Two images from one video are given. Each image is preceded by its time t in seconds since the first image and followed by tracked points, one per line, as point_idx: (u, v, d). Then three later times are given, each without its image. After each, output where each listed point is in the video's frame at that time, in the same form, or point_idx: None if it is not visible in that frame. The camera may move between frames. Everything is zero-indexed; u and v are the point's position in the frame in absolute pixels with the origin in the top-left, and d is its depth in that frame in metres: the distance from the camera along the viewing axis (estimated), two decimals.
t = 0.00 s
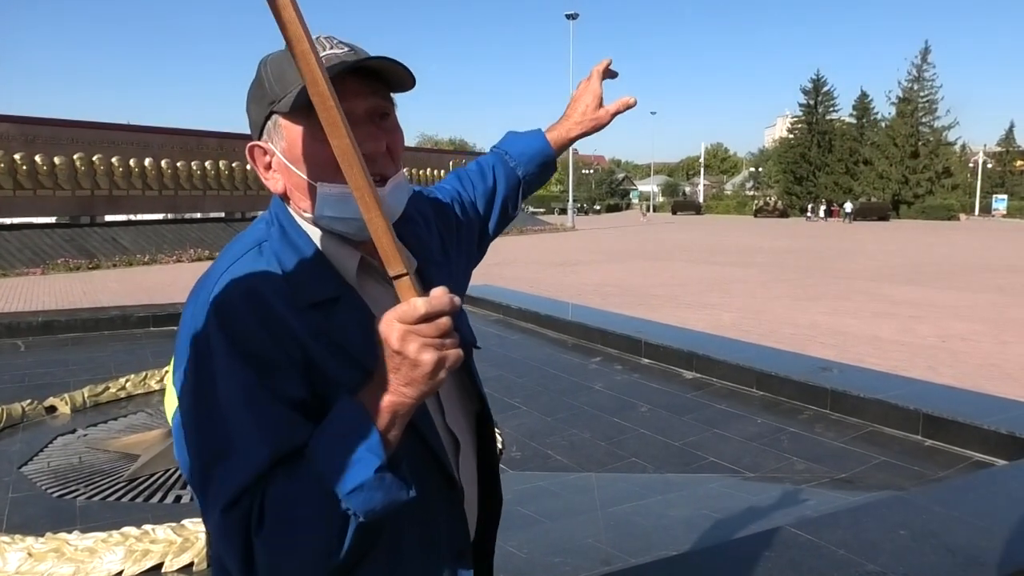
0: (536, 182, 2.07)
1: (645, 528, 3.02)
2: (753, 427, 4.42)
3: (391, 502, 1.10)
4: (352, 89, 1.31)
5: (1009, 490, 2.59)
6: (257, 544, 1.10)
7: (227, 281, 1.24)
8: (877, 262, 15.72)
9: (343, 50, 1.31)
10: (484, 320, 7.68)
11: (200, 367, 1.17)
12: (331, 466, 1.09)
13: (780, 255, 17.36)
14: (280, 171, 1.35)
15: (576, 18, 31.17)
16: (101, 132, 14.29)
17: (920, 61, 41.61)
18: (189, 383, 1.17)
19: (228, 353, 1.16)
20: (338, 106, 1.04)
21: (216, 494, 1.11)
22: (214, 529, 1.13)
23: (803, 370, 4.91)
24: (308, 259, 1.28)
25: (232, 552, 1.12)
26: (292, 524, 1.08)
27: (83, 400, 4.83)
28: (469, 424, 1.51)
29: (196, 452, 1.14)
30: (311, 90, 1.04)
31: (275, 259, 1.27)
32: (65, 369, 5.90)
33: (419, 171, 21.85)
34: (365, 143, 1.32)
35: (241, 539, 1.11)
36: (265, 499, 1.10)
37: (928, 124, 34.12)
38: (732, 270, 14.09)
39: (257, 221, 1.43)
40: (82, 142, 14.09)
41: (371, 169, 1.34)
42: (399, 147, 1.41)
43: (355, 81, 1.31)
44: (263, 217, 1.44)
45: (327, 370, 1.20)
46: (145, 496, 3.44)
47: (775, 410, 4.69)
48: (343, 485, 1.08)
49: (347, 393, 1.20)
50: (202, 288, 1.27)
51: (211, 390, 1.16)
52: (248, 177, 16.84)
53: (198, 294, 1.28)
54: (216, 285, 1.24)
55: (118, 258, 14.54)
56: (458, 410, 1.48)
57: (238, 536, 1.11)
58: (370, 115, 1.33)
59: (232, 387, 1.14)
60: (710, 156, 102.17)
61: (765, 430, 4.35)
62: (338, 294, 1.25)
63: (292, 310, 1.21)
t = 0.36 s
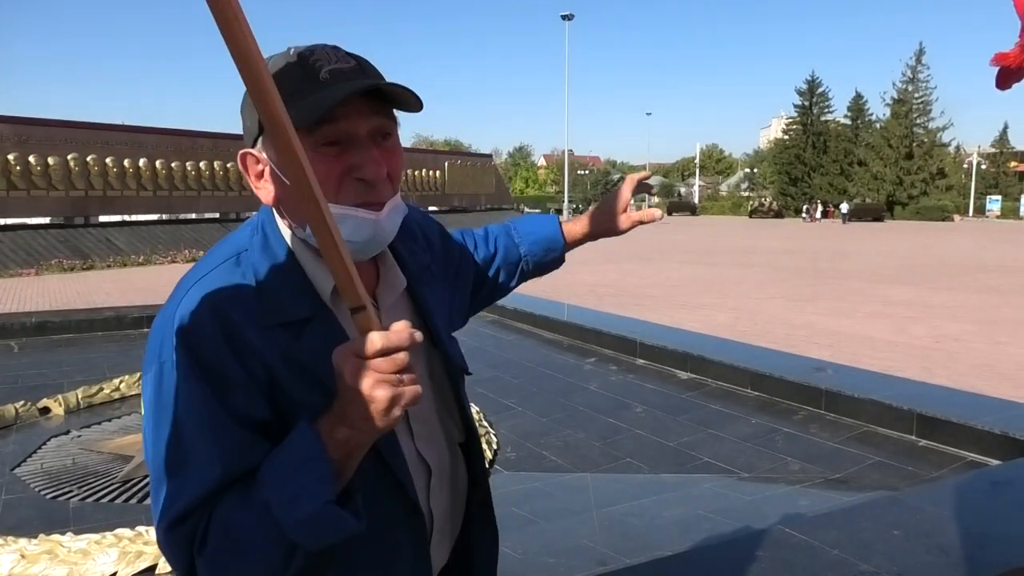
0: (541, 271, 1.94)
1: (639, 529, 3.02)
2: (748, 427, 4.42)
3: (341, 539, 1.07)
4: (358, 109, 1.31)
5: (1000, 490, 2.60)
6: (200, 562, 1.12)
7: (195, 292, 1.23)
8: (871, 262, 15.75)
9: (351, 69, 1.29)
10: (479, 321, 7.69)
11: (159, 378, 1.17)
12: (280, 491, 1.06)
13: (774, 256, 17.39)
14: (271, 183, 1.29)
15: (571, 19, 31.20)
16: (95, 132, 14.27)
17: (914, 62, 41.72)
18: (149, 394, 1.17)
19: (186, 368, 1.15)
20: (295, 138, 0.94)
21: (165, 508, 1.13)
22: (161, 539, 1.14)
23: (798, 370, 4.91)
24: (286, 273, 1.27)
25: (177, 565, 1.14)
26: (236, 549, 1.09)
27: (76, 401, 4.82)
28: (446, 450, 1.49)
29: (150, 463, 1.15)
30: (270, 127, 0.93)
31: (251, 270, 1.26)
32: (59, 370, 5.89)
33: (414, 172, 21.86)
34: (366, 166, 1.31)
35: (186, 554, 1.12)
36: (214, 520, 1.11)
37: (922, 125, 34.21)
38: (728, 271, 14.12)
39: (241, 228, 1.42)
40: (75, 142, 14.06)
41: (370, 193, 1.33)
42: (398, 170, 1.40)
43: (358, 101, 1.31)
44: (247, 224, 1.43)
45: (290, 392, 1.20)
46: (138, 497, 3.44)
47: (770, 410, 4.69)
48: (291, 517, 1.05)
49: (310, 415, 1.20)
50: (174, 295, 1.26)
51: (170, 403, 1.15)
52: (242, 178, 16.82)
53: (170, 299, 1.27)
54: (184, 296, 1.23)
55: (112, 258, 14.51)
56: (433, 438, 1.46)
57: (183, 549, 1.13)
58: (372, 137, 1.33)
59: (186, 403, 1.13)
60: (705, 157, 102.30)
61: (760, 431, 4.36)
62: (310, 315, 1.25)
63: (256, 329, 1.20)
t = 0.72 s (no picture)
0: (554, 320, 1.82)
1: (638, 529, 3.02)
2: (746, 427, 4.42)
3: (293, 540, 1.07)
4: (370, 115, 1.31)
5: (998, 490, 2.61)
6: (153, 546, 1.12)
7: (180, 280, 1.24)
8: (869, 262, 15.76)
9: (364, 74, 1.30)
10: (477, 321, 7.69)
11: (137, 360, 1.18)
12: (235, 486, 1.06)
13: (772, 256, 17.40)
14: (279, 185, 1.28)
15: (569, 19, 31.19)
16: (92, 132, 14.26)
17: (912, 62, 41.74)
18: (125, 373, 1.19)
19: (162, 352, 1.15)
20: (270, 146, 0.93)
21: (126, 487, 1.14)
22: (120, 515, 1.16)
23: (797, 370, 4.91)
24: (273, 270, 1.26)
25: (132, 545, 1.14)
26: (187, 537, 1.09)
27: (74, 401, 4.81)
28: (424, 465, 1.46)
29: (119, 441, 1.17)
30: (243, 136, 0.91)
31: (242, 266, 1.25)
32: (57, 370, 5.88)
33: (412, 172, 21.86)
34: (376, 172, 1.31)
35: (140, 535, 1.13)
36: (170, 505, 1.11)
37: (920, 125, 34.23)
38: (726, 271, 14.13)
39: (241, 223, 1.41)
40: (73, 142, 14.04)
41: (378, 198, 1.33)
42: (406, 177, 1.40)
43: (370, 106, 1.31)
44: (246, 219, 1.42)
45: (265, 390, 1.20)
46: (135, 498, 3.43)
47: (768, 410, 4.69)
48: (244, 512, 1.04)
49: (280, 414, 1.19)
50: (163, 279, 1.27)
51: (143, 385, 1.16)
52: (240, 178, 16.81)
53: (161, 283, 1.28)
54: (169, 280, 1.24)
55: (109, 258, 14.49)
56: (410, 451, 1.44)
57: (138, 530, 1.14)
58: (383, 142, 1.33)
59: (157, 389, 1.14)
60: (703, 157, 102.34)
61: (758, 431, 4.36)
62: (293, 313, 1.24)
63: (235, 325, 1.20)
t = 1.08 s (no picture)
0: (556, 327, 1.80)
1: (638, 528, 3.02)
2: (746, 427, 4.43)
3: (284, 532, 1.06)
4: (345, 96, 1.31)
5: (998, 490, 2.61)
6: (145, 537, 1.12)
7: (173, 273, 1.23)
8: (869, 262, 15.77)
9: (340, 59, 1.30)
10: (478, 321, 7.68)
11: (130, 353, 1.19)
12: (225, 477, 1.05)
13: (771, 256, 17.43)
14: (259, 172, 1.30)
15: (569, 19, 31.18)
16: (91, 132, 14.26)
17: (913, 62, 41.76)
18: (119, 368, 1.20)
19: (153, 344, 1.16)
20: (279, 126, 0.92)
21: (119, 480, 1.14)
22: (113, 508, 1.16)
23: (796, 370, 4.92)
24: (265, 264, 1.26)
25: (124, 537, 1.15)
26: (178, 528, 1.09)
27: (74, 402, 4.81)
28: (420, 462, 1.45)
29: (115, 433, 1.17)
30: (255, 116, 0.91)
31: (234, 261, 1.25)
32: (57, 370, 5.88)
33: (412, 172, 21.85)
34: (355, 152, 1.31)
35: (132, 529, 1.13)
36: (161, 497, 1.11)
37: (919, 125, 34.23)
38: (725, 271, 14.15)
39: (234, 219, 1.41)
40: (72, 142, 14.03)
41: (360, 179, 1.32)
42: (386, 160, 1.39)
43: (346, 91, 1.31)
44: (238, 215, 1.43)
45: (253, 383, 1.19)
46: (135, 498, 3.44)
47: (768, 410, 4.69)
48: (234, 503, 1.03)
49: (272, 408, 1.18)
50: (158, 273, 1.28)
51: (137, 378, 1.17)
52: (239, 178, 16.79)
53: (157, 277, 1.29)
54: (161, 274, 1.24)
55: (109, 259, 14.48)
56: (408, 446, 1.43)
57: (130, 522, 1.14)
58: (361, 124, 1.33)
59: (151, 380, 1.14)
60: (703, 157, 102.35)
61: (758, 431, 4.36)
62: (283, 305, 1.22)
63: (229, 317, 1.20)
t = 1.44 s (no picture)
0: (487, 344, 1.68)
1: (640, 529, 3.02)
2: (749, 427, 4.42)
3: (303, 532, 1.06)
4: (327, 85, 1.29)
5: (1002, 491, 2.60)
6: (156, 549, 1.10)
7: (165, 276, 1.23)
8: (872, 262, 15.76)
9: (320, 47, 1.29)
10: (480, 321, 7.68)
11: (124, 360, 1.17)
12: (239, 477, 1.05)
13: (774, 256, 17.42)
14: (248, 166, 1.30)
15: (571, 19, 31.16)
16: (94, 133, 14.27)
17: (916, 62, 41.74)
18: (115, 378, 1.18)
19: (149, 349, 1.14)
20: (284, 108, 0.93)
21: (124, 491, 1.12)
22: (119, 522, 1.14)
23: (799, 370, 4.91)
24: (260, 264, 1.27)
25: (132, 551, 1.13)
26: (192, 536, 1.08)
27: (77, 402, 4.81)
28: (428, 458, 1.45)
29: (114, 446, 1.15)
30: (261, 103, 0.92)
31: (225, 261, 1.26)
32: (59, 371, 5.89)
33: (414, 172, 21.84)
34: (340, 137, 1.28)
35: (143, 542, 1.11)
36: (169, 505, 1.10)
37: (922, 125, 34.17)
38: (728, 271, 14.16)
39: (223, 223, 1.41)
40: (75, 143, 14.05)
41: (347, 163, 1.30)
42: (373, 148, 1.37)
43: (328, 78, 1.30)
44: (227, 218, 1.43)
45: (254, 380, 1.19)
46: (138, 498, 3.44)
47: (770, 411, 4.69)
48: (252, 504, 1.03)
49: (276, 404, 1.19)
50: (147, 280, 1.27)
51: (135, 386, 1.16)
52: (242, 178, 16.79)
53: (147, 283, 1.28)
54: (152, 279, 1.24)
55: (112, 259, 14.48)
56: (415, 441, 1.43)
57: (140, 535, 1.12)
58: (347, 112, 1.31)
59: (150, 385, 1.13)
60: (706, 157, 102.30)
61: (761, 431, 4.36)
62: (281, 301, 1.24)
63: (226, 316, 1.20)
